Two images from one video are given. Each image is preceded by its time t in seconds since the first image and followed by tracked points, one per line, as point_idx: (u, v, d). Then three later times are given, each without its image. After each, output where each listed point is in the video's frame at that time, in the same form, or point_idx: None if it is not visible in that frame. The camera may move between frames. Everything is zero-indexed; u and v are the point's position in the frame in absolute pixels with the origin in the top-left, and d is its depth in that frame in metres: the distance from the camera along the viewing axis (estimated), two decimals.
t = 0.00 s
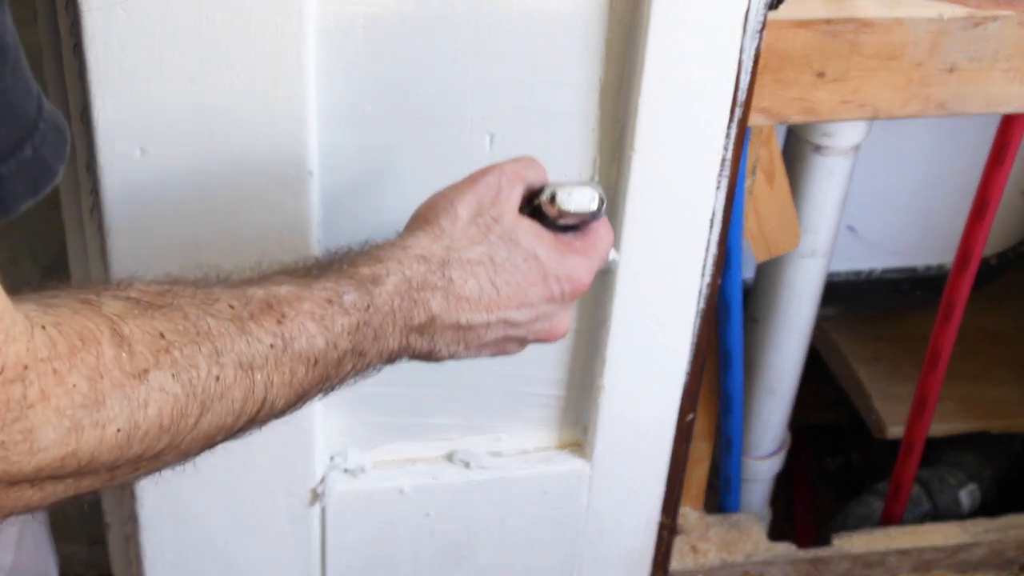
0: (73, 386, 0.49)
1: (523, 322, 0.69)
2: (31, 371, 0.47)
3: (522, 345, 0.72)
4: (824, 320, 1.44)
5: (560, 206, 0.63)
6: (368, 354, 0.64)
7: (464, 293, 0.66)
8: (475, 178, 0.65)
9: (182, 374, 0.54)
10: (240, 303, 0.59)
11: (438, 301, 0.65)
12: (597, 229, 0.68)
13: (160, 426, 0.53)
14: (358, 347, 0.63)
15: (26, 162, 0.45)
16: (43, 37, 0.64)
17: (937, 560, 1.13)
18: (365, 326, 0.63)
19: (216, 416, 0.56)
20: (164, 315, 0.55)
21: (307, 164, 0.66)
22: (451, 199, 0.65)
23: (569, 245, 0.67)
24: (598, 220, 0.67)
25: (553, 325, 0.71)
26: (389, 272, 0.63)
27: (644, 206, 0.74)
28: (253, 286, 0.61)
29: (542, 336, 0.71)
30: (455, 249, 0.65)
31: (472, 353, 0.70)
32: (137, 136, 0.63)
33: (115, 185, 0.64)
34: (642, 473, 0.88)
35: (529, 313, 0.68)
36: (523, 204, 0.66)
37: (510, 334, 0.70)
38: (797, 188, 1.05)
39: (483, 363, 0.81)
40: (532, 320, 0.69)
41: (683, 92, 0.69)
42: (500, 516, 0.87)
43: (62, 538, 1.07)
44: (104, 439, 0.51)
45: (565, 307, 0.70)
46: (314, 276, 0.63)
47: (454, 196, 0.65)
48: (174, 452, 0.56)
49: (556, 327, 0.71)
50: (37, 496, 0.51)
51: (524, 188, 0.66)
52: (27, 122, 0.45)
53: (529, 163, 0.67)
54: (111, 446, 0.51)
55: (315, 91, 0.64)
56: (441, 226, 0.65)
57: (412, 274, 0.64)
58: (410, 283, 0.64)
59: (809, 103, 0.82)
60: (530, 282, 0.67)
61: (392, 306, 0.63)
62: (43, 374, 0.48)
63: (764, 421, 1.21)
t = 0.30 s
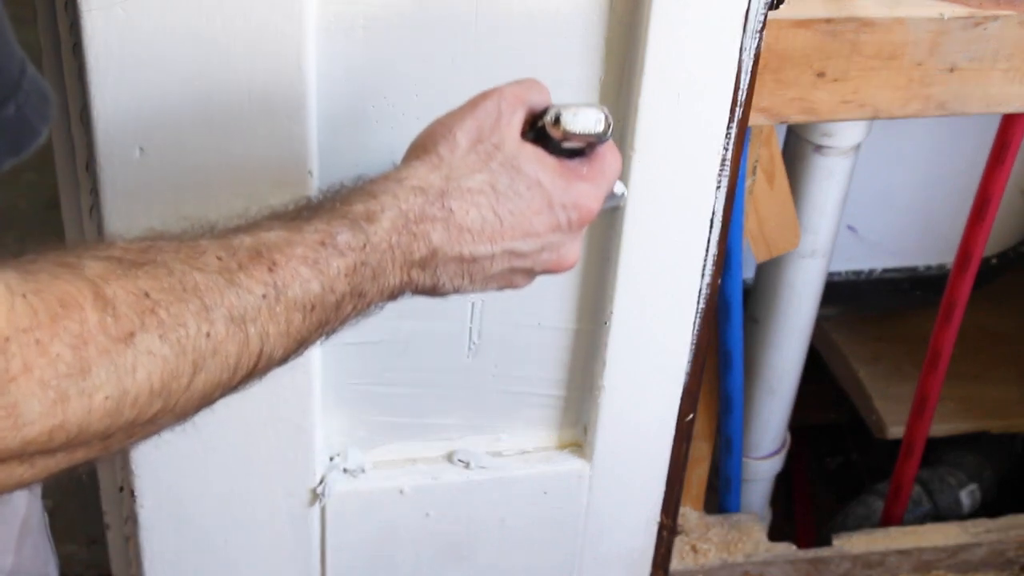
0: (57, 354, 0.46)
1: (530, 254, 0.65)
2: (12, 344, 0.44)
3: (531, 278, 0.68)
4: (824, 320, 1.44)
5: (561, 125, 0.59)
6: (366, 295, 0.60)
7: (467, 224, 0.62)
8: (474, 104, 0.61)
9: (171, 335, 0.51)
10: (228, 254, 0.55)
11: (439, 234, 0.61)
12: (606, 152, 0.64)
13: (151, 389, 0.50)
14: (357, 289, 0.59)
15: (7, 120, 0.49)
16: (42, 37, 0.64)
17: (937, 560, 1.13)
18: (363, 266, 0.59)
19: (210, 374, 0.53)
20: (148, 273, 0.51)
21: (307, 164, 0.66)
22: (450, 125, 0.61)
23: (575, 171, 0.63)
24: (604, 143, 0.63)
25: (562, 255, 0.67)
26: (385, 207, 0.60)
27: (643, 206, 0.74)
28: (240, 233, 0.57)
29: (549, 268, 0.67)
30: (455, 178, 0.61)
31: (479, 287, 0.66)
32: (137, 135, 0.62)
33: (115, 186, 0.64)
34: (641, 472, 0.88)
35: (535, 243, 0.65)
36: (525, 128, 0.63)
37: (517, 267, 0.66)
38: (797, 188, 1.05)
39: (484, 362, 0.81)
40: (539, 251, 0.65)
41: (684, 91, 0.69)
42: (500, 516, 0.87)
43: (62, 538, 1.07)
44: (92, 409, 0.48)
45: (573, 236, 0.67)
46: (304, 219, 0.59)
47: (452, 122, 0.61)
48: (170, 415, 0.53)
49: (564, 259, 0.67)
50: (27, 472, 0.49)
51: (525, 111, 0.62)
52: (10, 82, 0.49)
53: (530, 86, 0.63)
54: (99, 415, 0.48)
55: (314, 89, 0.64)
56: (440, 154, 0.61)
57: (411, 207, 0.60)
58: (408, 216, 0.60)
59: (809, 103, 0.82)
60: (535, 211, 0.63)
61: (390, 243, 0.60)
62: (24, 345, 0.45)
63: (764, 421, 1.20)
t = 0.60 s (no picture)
0: (30, 323, 0.44)
1: (531, 181, 0.64)
2: None
3: (533, 208, 0.66)
4: (824, 320, 1.44)
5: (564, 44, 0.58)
6: (360, 231, 0.58)
7: (462, 150, 0.61)
8: (471, 26, 0.60)
9: (149, 293, 0.49)
10: (207, 202, 0.53)
11: (435, 161, 0.60)
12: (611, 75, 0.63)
13: (130, 353, 0.48)
14: (349, 226, 0.57)
15: None
16: (42, 37, 0.64)
17: (937, 560, 1.13)
18: (355, 203, 0.57)
19: (194, 330, 0.51)
20: (124, 230, 0.49)
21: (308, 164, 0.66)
22: (446, 48, 0.60)
23: (579, 95, 0.62)
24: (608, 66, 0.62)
25: (566, 182, 0.66)
26: (375, 138, 0.58)
27: (644, 207, 0.74)
28: (220, 177, 0.55)
29: (553, 196, 0.66)
30: (450, 104, 0.60)
31: (478, 217, 0.65)
32: (136, 136, 0.62)
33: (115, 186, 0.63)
34: (641, 472, 0.88)
35: (536, 169, 0.64)
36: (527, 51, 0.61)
37: (518, 195, 0.65)
38: (797, 188, 1.05)
39: (485, 361, 0.80)
40: (540, 177, 0.64)
41: (684, 91, 0.69)
42: (500, 516, 0.87)
43: (62, 538, 1.08)
44: (69, 376, 0.46)
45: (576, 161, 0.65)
46: (288, 157, 0.57)
47: (448, 46, 0.60)
48: (153, 377, 0.51)
49: (567, 186, 0.66)
50: (9, 447, 0.47)
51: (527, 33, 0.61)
52: None
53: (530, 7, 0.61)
54: (77, 383, 0.46)
55: (315, 84, 0.64)
56: (435, 79, 0.60)
57: (404, 136, 0.59)
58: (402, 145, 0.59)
59: (809, 103, 0.82)
60: (534, 136, 0.63)
61: (381, 175, 0.58)
62: None
63: (764, 421, 1.20)
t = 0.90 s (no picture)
0: (12, 305, 0.41)
1: (531, 117, 0.61)
2: None
3: (537, 145, 0.63)
4: (824, 320, 1.44)
5: None
6: (354, 178, 0.55)
7: (458, 88, 0.57)
8: None
9: (134, 265, 0.45)
10: (191, 163, 0.49)
11: (428, 100, 0.57)
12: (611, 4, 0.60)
13: (118, 327, 0.45)
14: (342, 175, 0.54)
15: None
16: (42, 35, 0.64)
17: (937, 560, 1.13)
18: (346, 152, 0.54)
19: (184, 297, 0.48)
20: (106, 198, 0.46)
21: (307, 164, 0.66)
22: None
23: (580, 27, 0.59)
24: None
25: (568, 119, 0.62)
26: (364, 82, 0.55)
27: (644, 207, 0.74)
28: (201, 134, 0.51)
29: (555, 133, 0.63)
30: (442, 41, 0.57)
31: (479, 156, 0.62)
32: (138, 124, 0.62)
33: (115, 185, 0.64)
34: (641, 472, 0.88)
35: (536, 105, 0.60)
36: None
37: (518, 133, 0.61)
38: (797, 188, 1.05)
39: (485, 361, 0.80)
40: (541, 113, 0.61)
41: (683, 91, 0.69)
42: (500, 516, 0.87)
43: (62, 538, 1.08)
44: (55, 357, 0.43)
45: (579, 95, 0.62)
46: (273, 109, 0.53)
47: None
48: (143, 349, 0.48)
49: (569, 121, 0.63)
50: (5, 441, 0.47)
51: None
52: None
53: None
54: (64, 362, 0.43)
55: (315, 41, 0.62)
56: (426, 16, 0.57)
57: (395, 76, 0.55)
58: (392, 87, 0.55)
59: (809, 103, 0.82)
60: (534, 70, 0.59)
61: (373, 120, 0.55)
62: None
63: (764, 421, 1.20)
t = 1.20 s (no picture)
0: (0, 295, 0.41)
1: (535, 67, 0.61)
2: None
3: (540, 96, 0.64)
4: (823, 320, 1.44)
5: None
6: (351, 138, 0.55)
7: (459, 40, 0.58)
8: None
9: (123, 247, 0.45)
10: (180, 135, 0.48)
11: (428, 53, 0.56)
12: None
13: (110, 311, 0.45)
14: (338, 137, 0.54)
15: None
16: (41, 32, 0.64)
17: (937, 560, 1.13)
18: (343, 111, 0.54)
19: (177, 276, 0.48)
20: (93, 177, 0.45)
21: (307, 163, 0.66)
22: None
23: None
24: None
25: (572, 69, 0.62)
26: (359, 38, 0.54)
27: (643, 207, 0.74)
28: (192, 102, 0.50)
29: (559, 84, 0.63)
30: None
31: (480, 109, 0.62)
32: (136, 86, 0.60)
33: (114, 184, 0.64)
34: (640, 472, 0.88)
35: (539, 56, 0.61)
36: None
37: (521, 83, 0.62)
38: (797, 188, 1.05)
39: (485, 361, 0.80)
40: (543, 64, 0.61)
41: (683, 91, 0.69)
42: (500, 516, 0.87)
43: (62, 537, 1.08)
44: (46, 344, 0.43)
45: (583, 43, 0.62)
46: (264, 72, 0.52)
47: None
48: (138, 331, 0.48)
49: (574, 71, 0.63)
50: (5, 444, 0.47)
51: None
52: None
53: None
54: (55, 350, 0.44)
55: None
56: None
57: (391, 29, 0.55)
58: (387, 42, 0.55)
59: (809, 103, 0.82)
60: (538, 21, 0.60)
61: (370, 78, 0.54)
62: None
63: (764, 422, 1.20)
